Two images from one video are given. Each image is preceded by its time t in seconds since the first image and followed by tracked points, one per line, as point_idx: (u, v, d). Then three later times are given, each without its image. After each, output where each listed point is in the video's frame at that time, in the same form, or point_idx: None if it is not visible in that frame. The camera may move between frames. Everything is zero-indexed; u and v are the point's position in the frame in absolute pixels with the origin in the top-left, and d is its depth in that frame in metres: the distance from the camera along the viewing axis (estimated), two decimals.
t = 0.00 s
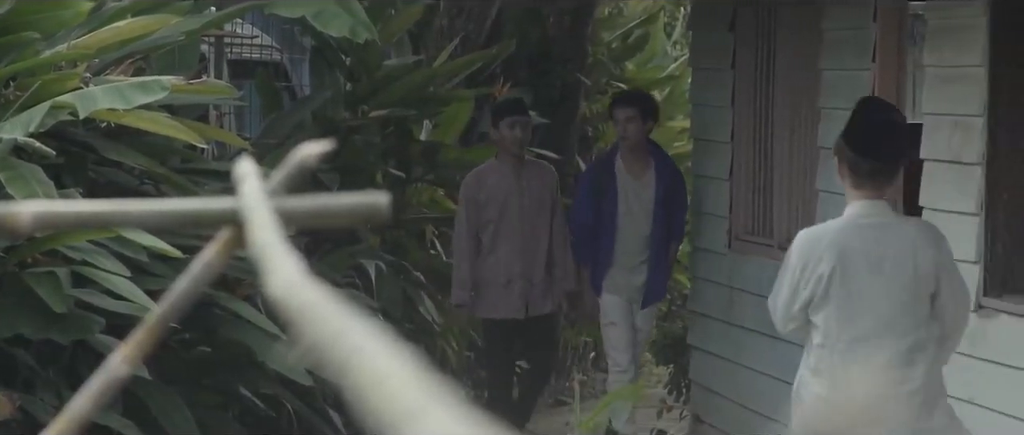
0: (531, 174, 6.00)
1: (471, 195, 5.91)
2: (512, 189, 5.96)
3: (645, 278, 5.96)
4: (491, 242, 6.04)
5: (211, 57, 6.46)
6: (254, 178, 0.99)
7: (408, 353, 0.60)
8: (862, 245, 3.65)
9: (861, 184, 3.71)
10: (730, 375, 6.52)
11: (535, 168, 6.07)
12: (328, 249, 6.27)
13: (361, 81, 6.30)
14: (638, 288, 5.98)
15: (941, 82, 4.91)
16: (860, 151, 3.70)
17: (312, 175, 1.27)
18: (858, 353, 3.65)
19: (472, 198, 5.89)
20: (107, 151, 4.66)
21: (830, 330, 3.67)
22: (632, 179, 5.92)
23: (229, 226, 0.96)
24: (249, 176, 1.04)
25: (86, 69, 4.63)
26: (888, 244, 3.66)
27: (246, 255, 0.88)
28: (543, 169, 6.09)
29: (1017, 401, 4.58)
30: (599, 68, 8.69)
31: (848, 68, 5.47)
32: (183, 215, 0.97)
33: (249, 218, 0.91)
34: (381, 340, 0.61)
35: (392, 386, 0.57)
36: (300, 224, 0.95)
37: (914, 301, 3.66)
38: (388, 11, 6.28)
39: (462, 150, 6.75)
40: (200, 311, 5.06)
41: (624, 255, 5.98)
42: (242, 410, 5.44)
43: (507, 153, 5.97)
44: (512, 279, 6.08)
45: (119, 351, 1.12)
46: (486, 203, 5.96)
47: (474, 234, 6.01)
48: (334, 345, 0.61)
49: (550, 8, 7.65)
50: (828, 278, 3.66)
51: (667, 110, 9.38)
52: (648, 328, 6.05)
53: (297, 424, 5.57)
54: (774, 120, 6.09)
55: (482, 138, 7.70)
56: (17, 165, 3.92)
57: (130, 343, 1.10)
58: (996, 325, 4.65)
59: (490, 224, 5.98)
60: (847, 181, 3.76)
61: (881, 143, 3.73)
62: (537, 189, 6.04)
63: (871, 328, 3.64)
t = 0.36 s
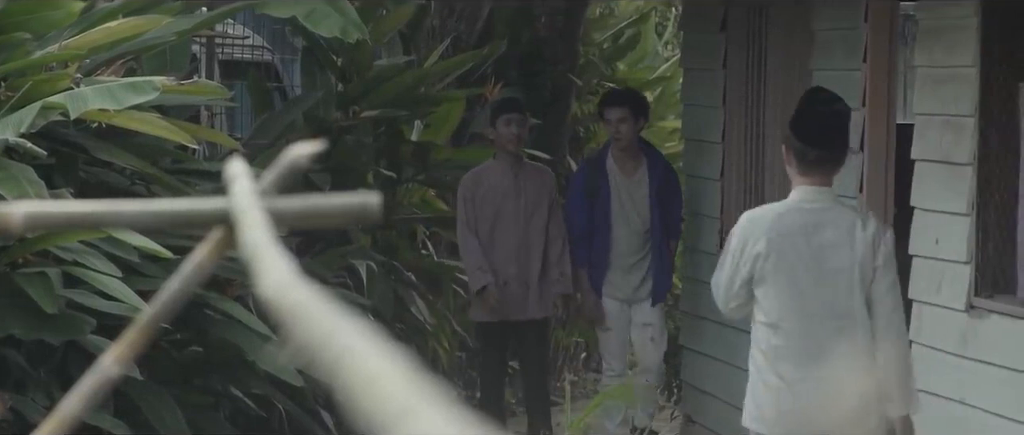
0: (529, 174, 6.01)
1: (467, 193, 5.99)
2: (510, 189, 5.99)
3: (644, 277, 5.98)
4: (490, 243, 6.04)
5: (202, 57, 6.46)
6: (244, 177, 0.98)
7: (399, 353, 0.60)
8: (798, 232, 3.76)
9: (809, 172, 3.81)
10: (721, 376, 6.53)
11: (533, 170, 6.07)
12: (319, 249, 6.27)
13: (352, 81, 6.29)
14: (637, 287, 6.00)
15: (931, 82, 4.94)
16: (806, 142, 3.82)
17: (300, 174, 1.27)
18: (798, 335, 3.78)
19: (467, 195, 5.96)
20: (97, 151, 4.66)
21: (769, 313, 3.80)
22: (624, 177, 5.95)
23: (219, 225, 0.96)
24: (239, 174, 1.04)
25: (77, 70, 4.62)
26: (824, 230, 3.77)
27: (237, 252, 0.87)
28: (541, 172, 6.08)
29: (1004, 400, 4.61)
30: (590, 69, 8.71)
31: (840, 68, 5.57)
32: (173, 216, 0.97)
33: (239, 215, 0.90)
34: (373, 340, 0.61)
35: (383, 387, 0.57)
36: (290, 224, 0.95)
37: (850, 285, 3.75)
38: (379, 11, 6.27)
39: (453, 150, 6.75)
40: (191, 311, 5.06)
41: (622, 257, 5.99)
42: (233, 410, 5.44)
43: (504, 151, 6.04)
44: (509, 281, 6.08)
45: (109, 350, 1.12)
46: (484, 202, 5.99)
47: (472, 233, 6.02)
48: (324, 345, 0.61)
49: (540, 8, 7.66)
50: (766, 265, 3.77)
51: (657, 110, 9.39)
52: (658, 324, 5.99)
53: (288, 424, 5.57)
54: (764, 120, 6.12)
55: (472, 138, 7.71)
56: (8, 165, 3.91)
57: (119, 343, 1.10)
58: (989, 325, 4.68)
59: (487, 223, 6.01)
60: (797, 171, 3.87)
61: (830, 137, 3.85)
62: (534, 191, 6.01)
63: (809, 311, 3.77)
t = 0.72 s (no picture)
0: (535, 177, 5.96)
1: (472, 194, 5.99)
2: (514, 191, 5.97)
3: (638, 287, 5.68)
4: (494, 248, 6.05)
5: (192, 57, 6.45)
6: (234, 177, 0.98)
7: (387, 353, 0.59)
8: (770, 222, 3.80)
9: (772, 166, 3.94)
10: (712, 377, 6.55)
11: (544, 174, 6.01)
12: (308, 249, 6.26)
13: (341, 81, 6.30)
14: (631, 298, 5.71)
15: (921, 82, 4.95)
16: (768, 137, 3.96)
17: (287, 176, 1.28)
18: (762, 323, 3.83)
19: (472, 196, 5.96)
20: (87, 151, 4.66)
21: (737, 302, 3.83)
22: (626, 183, 5.67)
23: (208, 226, 0.97)
24: (229, 173, 1.04)
25: (66, 70, 4.61)
26: (795, 221, 3.82)
27: (225, 252, 0.87)
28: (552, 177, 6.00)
29: (993, 399, 4.64)
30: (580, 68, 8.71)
31: (830, 68, 5.57)
32: (158, 216, 0.96)
33: (227, 215, 0.90)
34: (362, 341, 0.60)
35: (369, 389, 0.56)
36: (279, 224, 0.95)
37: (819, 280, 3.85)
38: (368, 11, 6.27)
39: (443, 150, 6.75)
40: (181, 311, 5.05)
41: (617, 265, 5.73)
42: (222, 410, 5.44)
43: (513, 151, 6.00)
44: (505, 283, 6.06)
45: (97, 351, 1.12)
46: (486, 202, 5.99)
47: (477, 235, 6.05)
48: (309, 344, 0.59)
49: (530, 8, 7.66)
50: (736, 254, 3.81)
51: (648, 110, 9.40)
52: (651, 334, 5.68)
53: (278, 423, 5.57)
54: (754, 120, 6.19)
55: (462, 139, 7.72)
56: None
57: (108, 344, 1.10)
58: (978, 325, 4.70)
59: (490, 225, 6.02)
60: (764, 166, 4.01)
61: (799, 132, 3.95)
62: (540, 194, 5.95)
63: (775, 301, 3.82)
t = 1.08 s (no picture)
0: (529, 175, 5.93)
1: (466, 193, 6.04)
2: (508, 190, 5.95)
3: (638, 284, 5.61)
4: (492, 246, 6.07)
5: (177, 56, 6.44)
6: (221, 176, 0.99)
7: (372, 354, 0.61)
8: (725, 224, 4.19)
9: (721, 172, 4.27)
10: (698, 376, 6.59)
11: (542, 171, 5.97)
12: (293, 249, 6.26)
13: (326, 80, 6.30)
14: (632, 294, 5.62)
15: (904, 82, 5.00)
16: (717, 142, 4.29)
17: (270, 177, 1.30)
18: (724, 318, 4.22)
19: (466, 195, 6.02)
20: (72, 150, 4.63)
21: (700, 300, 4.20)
22: (630, 180, 5.63)
23: (194, 224, 0.97)
24: (215, 174, 1.04)
25: (51, 69, 4.60)
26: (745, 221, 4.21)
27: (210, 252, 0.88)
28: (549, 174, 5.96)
29: (977, 399, 4.71)
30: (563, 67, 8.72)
31: (814, 66, 5.62)
32: (148, 215, 0.97)
33: (212, 216, 0.90)
34: (347, 340, 0.61)
35: (355, 388, 0.58)
36: (266, 225, 0.95)
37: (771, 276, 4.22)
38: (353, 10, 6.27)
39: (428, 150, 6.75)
40: (165, 310, 5.04)
41: (617, 262, 5.69)
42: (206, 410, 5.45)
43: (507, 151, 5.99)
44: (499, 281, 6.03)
45: (84, 349, 1.12)
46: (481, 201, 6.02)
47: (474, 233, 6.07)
48: (295, 343, 0.61)
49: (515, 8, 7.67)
50: (695, 256, 4.17)
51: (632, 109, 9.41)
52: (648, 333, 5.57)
53: (263, 423, 5.57)
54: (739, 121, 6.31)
55: (447, 138, 7.72)
56: None
57: (96, 342, 1.10)
58: (963, 324, 4.76)
59: (486, 224, 6.02)
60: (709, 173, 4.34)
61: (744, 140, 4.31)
62: (534, 193, 5.92)
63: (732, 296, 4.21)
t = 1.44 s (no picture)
0: (518, 176, 5.92)
1: (453, 196, 5.95)
2: (497, 193, 5.89)
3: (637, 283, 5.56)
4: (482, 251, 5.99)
5: (162, 56, 6.42)
6: (203, 174, 0.99)
7: (358, 355, 0.62)
8: (673, 214, 4.12)
9: (678, 162, 4.23)
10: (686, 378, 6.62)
11: (528, 173, 5.97)
12: (278, 249, 6.25)
13: (312, 79, 6.30)
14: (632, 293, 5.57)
15: (890, 81, 5.05)
16: (679, 136, 4.23)
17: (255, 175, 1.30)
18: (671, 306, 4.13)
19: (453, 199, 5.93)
20: (57, 150, 4.62)
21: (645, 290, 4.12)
22: (620, 181, 5.58)
23: (179, 225, 0.97)
24: (200, 171, 1.04)
25: (36, 69, 4.59)
26: (694, 211, 4.14)
27: (195, 251, 0.87)
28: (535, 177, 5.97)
29: (962, 400, 4.75)
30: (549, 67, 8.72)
31: (798, 65, 5.65)
32: (132, 215, 0.97)
33: (197, 217, 0.90)
34: (332, 340, 0.62)
35: (341, 389, 0.59)
36: (248, 223, 0.95)
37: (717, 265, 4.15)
38: (339, 10, 6.27)
39: (414, 150, 6.75)
40: (151, 310, 5.04)
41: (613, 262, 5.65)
42: (192, 410, 5.45)
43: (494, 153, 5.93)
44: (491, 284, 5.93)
45: (68, 348, 1.12)
46: (469, 205, 5.94)
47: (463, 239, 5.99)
48: (281, 343, 0.62)
49: (501, 7, 7.67)
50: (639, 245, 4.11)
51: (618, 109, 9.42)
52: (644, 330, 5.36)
53: (249, 422, 5.57)
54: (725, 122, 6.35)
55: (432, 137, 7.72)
56: None
57: (80, 342, 1.11)
58: (947, 324, 4.80)
59: (475, 229, 5.94)
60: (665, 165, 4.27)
61: (700, 130, 4.26)
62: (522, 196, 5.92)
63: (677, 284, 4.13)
